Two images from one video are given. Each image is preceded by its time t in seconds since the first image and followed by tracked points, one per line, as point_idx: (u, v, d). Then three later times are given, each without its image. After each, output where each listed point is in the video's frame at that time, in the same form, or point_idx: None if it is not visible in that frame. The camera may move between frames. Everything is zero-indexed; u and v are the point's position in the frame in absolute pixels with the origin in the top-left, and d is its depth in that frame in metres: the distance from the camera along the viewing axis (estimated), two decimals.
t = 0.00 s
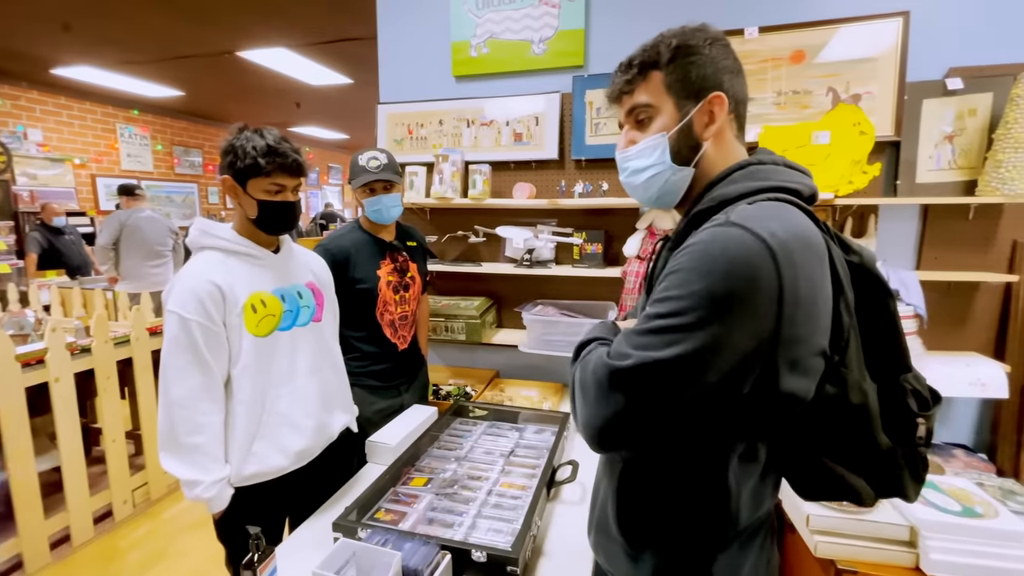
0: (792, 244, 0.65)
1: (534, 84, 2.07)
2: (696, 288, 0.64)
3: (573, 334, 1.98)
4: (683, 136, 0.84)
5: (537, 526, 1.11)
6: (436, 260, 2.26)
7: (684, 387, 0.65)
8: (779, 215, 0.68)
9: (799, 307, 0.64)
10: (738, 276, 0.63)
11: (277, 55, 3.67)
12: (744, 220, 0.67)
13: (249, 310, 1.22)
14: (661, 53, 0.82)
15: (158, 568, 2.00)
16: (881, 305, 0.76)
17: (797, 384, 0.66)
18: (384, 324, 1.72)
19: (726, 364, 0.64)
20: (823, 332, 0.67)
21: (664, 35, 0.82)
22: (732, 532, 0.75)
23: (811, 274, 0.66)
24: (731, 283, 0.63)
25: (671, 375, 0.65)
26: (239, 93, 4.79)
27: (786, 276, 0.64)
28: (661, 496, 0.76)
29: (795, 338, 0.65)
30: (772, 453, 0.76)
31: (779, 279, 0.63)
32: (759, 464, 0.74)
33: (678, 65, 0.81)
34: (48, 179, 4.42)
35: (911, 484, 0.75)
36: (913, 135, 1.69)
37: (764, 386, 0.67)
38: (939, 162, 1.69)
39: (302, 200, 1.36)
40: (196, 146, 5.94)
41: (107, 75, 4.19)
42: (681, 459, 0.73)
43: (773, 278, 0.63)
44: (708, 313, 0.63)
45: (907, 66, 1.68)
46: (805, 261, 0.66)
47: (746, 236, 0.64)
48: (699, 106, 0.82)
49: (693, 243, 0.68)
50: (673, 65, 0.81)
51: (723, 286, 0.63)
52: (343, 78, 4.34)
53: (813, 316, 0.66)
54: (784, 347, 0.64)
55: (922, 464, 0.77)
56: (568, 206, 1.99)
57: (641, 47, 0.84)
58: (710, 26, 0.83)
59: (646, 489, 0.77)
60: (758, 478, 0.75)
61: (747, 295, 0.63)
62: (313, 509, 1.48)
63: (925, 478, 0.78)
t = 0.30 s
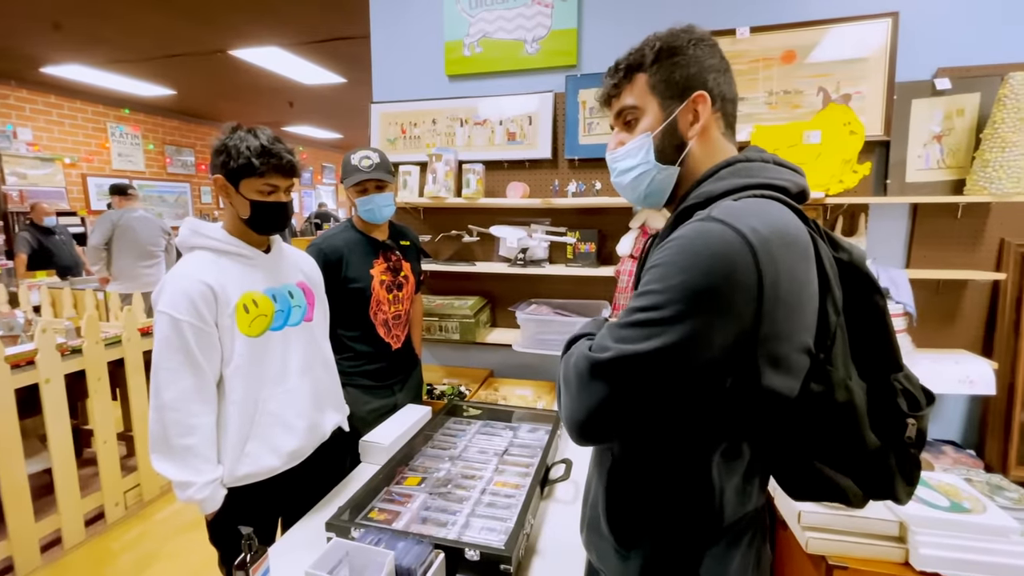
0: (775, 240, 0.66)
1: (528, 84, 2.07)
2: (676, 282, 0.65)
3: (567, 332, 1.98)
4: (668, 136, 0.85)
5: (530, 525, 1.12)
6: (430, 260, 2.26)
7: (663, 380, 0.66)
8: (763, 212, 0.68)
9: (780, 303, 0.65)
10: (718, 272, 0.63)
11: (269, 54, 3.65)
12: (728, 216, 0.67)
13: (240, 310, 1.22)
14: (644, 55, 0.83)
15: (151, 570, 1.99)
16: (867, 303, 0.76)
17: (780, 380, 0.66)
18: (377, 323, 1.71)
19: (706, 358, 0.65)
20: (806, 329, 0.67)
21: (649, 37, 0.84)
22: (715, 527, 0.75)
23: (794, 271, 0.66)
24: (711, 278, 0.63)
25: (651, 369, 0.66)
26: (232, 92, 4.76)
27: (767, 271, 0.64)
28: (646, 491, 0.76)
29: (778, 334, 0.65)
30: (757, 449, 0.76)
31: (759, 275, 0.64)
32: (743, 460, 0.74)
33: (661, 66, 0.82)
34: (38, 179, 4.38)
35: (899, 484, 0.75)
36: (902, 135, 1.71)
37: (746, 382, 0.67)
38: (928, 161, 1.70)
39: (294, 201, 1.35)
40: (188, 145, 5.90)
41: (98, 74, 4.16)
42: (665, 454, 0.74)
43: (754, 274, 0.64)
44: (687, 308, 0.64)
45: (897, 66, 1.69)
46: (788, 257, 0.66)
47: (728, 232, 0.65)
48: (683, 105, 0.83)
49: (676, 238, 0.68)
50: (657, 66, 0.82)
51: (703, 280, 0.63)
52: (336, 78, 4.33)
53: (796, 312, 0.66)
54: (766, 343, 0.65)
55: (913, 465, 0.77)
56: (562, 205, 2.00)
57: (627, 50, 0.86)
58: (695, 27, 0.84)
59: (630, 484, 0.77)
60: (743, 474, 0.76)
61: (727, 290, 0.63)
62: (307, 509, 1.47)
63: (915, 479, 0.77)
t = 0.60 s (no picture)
0: (773, 238, 0.66)
1: (526, 84, 2.07)
2: (672, 278, 0.65)
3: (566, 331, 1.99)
4: (669, 135, 0.85)
5: (530, 523, 1.12)
6: (428, 260, 2.26)
7: (659, 376, 0.66)
8: (761, 210, 0.69)
9: (777, 301, 0.65)
10: (715, 269, 0.64)
11: (267, 53, 3.64)
12: (725, 214, 0.68)
13: (239, 310, 1.22)
14: (648, 55, 0.84)
15: (150, 570, 1.98)
16: (864, 303, 0.77)
17: (776, 378, 0.66)
18: (376, 322, 1.71)
19: (702, 355, 0.65)
20: (802, 327, 0.68)
21: (653, 37, 0.84)
22: (710, 524, 0.76)
23: (791, 270, 0.66)
24: (708, 275, 0.64)
25: (646, 364, 0.66)
26: (229, 92, 4.75)
27: (764, 269, 0.65)
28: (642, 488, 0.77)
29: (775, 332, 0.65)
30: (752, 447, 0.77)
31: (756, 273, 0.64)
32: (739, 457, 0.74)
33: (664, 66, 0.82)
34: (34, 178, 4.36)
35: (894, 483, 0.75)
36: (898, 135, 1.72)
37: (742, 379, 0.67)
38: (924, 161, 1.72)
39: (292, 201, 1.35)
40: (184, 145, 5.88)
41: (94, 73, 4.15)
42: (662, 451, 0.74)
43: (751, 272, 0.64)
44: (683, 304, 0.64)
45: (894, 67, 1.70)
46: (785, 256, 0.66)
47: (725, 229, 0.66)
48: (685, 105, 0.83)
49: (674, 236, 0.69)
50: (660, 66, 0.83)
51: (699, 277, 0.64)
52: (334, 77, 4.32)
53: (792, 311, 0.66)
54: (763, 341, 0.65)
55: (909, 465, 0.77)
56: (560, 205, 2.00)
57: (631, 50, 0.86)
58: (699, 28, 0.84)
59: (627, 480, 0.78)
60: (739, 471, 0.76)
61: (723, 287, 0.64)
62: (306, 509, 1.47)
63: (910, 478, 0.78)
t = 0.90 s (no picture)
0: (776, 238, 0.66)
1: (527, 84, 2.07)
2: (676, 277, 0.65)
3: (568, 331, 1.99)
4: (674, 134, 0.85)
5: (532, 523, 1.12)
6: (430, 259, 2.26)
7: (662, 375, 0.67)
8: (764, 210, 0.69)
9: (781, 301, 0.65)
10: (719, 268, 0.64)
11: (269, 53, 3.65)
12: (729, 213, 0.68)
13: (242, 310, 1.22)
14: (653, 54, 0.84)
15: (152, 570, 1.99)
16: (867, 303, 0.77)
17: (779, 377, 0.66)
18: (378, 321, 1.71)
19: (705, 354, 0.65)
20: (805, 327, 0.68)
21: (659, 36, 0.84)
22: (712, 523, 0.76)
23: (795, 269, 0.66)
24: (712, 274, 0.64)
25: (650, 363, 0.66)
26: (231, 92, 4.76)
27: (767, 268, 0.65)
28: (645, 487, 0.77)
29: (778, 331, 0.65)
30: (755, 445, 0.77)
31: (759, 272, 0.64)
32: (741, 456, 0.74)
33: (670, 65, 0.82)
34: (37, 178, 4.37)
35: (895, 483, 0.75)
36: (901, 134, 1.71)
37: (745, 377, 0.68)
38: (927, 160, 1.71)
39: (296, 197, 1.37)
40: (186, 145, 5.89)
41: (97, 74, 4.16)
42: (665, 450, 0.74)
43: (754, 272, 0.64)
44: (687, 303, 0.64)
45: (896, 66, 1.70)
46: (788, 255, 0.66)
47: (729, 228, 0.66)
48: (690, 105, 0.83)
49: (678, 235, 0.69)
50: (665, 65, 0.83)
51: (703, 276, 0.64)
52: (335, 77, 4.32)
53: (796, 310, 0.66)
54: (766, 341, 0.65)
55: (911, 465, 0.77)
56: (562, 204, 2.00)
57: (636, 49, 0.86)
58: (705, 27, 0.84)
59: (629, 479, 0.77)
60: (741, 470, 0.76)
61: (726, 287, 0.64)
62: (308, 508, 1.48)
63: (912, 478, 0.78)
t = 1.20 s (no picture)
0: (787, 238, 0.65)
1: (534, 83, 2.07)
2: (686, 279, 0.64)
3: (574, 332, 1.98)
4: (676, 133, 0.85)
5: (538, 524, 1.12)
6: (436, 259, 2.26)
7: (671, 377, 0.66)
8: (775, 210, 0.68)
9: (792, 301, 0.64)
10: (729, 269, 0.63)
11: (276, 54, 3.66)
12: (739, 213, 0.67)
13: (249, 310, 1.23)
14: (658, 54, 0.85)
15: (159, 567, 2.00)
16: (879, 303, 0.76)
17: (790, 379, 0.66)
18: (381, 320, 1.71)
19: (715, 355, 0.64)
20: (817, 328, 0.67)
21: (665, 37, 0.85)
22: (723, 526, 0.75)
23: (806, 270, 0.66)
24: (722, 275, 0.63)
25: (660, 366, 0.65)
26: (238, 92, 4.78)
27: (778, 268, 0.64)
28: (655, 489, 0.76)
29: (789, 332, 0.65)
30: (766, 447, 0.76)
31: (770, 273, 0.64)
32: (752, 458, 0.74)
33: (674, 65, 0.82)
34: (47, 178, 4.42)
35: (909, 484, 0.75)
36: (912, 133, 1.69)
37: (756, 379, 0.67)
38: (938, 161, 1.70)
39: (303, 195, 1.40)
40: (194, 145, 5.93)
41: (106, 75, 4.20)
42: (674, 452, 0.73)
43: (765, 273, 0.64)
44: (697, 304, 0.63)
45: (907, 65, 1.68)
46: (799, 256, 0.66)
47: (740, 229, 0.65)
48: (693, 103, 0.82)
49: (687, 236, 0.68)
50: (670, 65, 0.83)
51: (713, 277, 0.63)
52: (342, 77, 4.34)
53: (807, 310, 0.66)
54: (777, 341, 0.65)
55: (925, 465, 0.76)
56: (568, 204, 1.99)
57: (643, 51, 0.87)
58: (713, 26, 0.84)
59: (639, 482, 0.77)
60: (751, 472, 0.75)
61: (737, 288, 0.63)
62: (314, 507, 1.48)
63: (926, 480, 0.77)
